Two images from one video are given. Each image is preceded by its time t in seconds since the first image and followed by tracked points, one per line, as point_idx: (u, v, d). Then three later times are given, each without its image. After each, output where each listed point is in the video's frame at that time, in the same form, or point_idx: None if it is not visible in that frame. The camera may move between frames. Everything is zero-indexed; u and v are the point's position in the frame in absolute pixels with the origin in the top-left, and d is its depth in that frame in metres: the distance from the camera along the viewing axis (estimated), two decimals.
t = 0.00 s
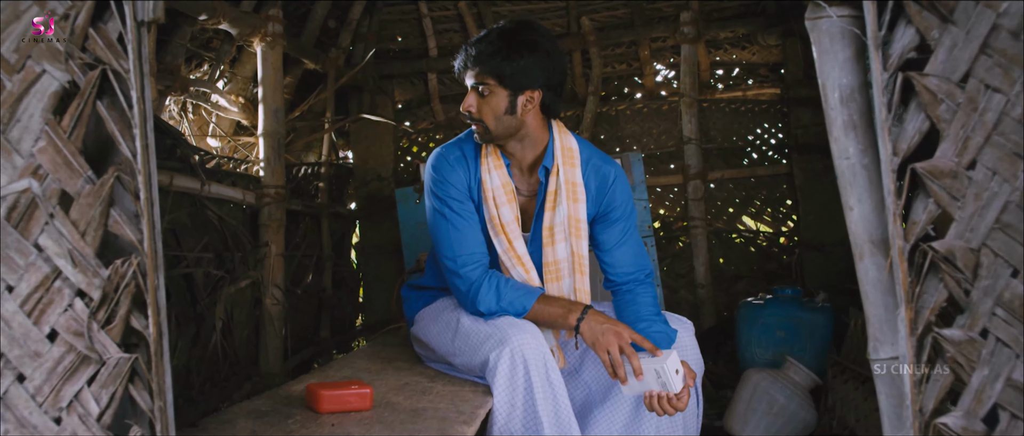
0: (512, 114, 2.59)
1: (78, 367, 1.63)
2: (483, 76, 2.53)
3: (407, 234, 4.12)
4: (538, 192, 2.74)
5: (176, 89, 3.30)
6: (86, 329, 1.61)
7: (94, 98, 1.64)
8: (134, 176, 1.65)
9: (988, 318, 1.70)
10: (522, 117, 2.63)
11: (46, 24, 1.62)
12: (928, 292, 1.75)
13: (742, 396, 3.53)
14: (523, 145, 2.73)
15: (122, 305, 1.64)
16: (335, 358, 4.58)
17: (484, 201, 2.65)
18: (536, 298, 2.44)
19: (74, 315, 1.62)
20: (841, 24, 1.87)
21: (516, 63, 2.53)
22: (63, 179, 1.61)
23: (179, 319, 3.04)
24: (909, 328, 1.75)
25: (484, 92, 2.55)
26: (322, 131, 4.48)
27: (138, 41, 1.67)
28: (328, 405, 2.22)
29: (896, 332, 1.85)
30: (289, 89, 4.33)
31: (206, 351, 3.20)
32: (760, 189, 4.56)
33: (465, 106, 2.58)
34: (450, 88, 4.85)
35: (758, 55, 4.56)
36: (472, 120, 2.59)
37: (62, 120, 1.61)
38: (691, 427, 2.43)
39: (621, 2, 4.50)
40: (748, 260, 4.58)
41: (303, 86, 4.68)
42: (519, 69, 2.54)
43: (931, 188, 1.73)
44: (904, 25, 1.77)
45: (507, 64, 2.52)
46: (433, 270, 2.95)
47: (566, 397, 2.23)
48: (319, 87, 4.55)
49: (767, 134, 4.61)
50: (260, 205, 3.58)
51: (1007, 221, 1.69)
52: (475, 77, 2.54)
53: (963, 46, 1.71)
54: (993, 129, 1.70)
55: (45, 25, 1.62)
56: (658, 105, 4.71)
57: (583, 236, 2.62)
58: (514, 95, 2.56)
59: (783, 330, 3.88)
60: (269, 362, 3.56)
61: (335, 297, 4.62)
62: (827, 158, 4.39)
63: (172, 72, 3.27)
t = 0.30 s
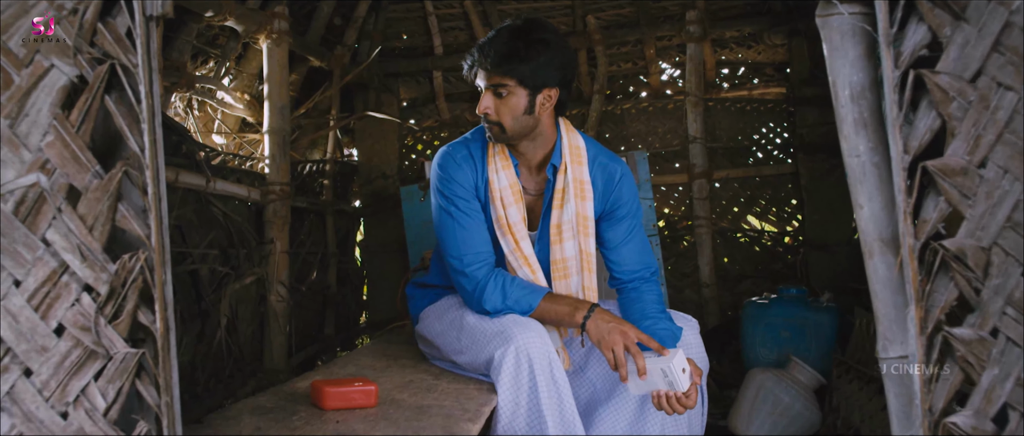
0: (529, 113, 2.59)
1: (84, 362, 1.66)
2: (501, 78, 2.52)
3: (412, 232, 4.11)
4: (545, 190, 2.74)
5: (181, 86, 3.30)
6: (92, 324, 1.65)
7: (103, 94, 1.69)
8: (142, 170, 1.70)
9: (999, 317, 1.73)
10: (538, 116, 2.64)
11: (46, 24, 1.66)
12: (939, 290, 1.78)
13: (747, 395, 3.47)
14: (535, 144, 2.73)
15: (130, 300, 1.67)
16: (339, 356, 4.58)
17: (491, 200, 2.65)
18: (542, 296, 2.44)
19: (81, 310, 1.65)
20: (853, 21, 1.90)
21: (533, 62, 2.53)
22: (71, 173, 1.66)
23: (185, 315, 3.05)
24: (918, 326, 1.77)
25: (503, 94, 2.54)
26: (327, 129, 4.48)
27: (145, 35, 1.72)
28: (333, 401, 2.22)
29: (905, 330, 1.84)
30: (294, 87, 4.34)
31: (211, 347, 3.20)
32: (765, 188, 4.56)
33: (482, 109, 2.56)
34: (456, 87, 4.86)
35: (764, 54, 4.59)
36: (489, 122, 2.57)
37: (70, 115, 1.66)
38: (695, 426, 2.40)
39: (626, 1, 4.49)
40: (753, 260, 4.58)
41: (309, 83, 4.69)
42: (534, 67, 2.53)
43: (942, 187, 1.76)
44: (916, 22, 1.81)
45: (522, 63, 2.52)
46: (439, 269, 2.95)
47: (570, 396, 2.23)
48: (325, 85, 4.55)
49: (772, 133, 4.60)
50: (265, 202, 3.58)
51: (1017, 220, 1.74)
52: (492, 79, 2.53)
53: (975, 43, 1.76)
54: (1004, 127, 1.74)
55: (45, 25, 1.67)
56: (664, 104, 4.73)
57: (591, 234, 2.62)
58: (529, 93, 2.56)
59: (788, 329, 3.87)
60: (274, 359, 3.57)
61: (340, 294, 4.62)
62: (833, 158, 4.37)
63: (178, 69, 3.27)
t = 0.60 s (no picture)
0: (542, 112, 2.56)
1: (83, 362, 1.56)
2: (512, 78, 2.46)
3: (404, 232, 4.11)
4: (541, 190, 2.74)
5: (174, 85, 3.29)
6: (92, 324, 1.55)
7: (102, 91, 1.59)
8: (140, 169, 1.60)
9: (1000, 316, 1.64)
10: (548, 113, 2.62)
11: (46, 24, 1.58)
12: (941, 289, 1.68)
13: (738, 397, 3.54)
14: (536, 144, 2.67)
15: (128, 299, 1.57)
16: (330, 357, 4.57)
17: (487, 202, 2.64)
18: (537, 297, 2.43)
19: (79, 310, 1.55)
20: (855, 20, 1.77)
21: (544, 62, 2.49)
22: (69, 171, 1.55)
23: (176, 316, 3.03)
24: (920, 324, 1.66)
25: (516, 94, 2.49)
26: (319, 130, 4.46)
27: (145, 32, 1.61)
28: (329, 402, 2.21)
29: (907, 328, 1.73)
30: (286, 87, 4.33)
31: (203, 348, 3.19)
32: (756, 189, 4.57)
33: (496, 113, 2.52)
34: (447, 87, 4.86)
35: (755, 55, 4.58)
36: (503, 127, 2.52)
37: (68, 113, 1.55)
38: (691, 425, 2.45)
39: (619, 2, 4.51)
40: (744, 261, 4.60)
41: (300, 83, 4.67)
42: (542, 65, 2.49)
43: (943, 186, 1.66)
44: (919, 20, 1.69)
45: (528, 58, 2.47)
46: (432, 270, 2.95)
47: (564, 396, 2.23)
48: (316, 85, 4.52)
49: (763, 134, 4.62)
50: (257, 202, 3.55)
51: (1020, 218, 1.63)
52: (502, 82, 2.47)
53: (977, 42, 1.65)
54: (1006, 126, 1.64)
55: (46, 25, 1.58)
56: (654, 105, 4.72)
57: (588, 233, 2.64)
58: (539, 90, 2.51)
59: (779, 329, 3.87)
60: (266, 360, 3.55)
61: (331, 295, 4.61)
62: (824, 158, 4.38)
63: (171, 68, 3.25)
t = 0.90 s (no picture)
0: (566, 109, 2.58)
1: (96, 361, 1.64)
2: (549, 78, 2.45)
3: (400, 233, 4.10)
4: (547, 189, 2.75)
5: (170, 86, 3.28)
6: (103, 323, 1.62)
7: (114, 88, 1.67)
8: (154, 166, 1.67)
9: (1016, 311, 1.72)
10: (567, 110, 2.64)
11: (47, 23, 1.64)
12: (958, 285, 1.76)
13: (736, 396, 3.43)
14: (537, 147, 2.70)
15: (142, 297, 1.65)
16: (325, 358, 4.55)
17: (492, 203, 2.64)
18: (541, 298, 2.43)
19: (91, 308, 1.62)
20: (870, 18, 1.89)
21: (571, 60, 2.50)
22: (81, 169, 1.63)
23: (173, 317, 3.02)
24: (938, 321, 1.75)
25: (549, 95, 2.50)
26: (314, 131, 4.45)
27: (157, 29, 1.70)
28: (332, 403, 2.20)
29: (924, 325, 1.80)
30: (281, 88, 4.28)
31: (200, 350, 3.18)
32: (750, 190, 4.59)
33: (526, 115, 2.51)
34: (441, 88, 4.86)
35: (749, 56, 4.59)
36: (534, 128, 2.52)
37: (80, 110, 1.63)
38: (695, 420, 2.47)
39: (613, 3, 4.53)
40: (739, 261, 4.61)
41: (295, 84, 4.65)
42: (569, 63, 2.50)
43: (961, 182, 1.75)
44: (935, 19, 1.78)
45: (562, 57, 2.47)
46: (431, 273, 2.94)
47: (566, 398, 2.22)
48: (311, 86, 4.50)
49: (757, 135, 4.64)
50: (253, 203, 3.56)
51: None
52: (540, 84, 2.46)
53: (993, 40, 1.74)
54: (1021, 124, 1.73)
55: (45, 25, 1.64)
56: (648, 106, 4.74)
57: (593, 231, 2.64)
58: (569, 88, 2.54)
59: (775, 330, 3.88)
60: (263, 361, 3.54)
61: (326, 296, 4.60)
62: (817, 159, 4.39)
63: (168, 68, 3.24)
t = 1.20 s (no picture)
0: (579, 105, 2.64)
1: (102, 362, 1.60)
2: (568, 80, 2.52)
3: (393, 235, 4.09)
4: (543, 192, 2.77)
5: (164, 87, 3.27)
6: (111, 324, 1.58)
7: (123, 87, 1.62)
8: (162, 166, 1.64)
9: None
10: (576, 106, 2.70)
11: (46, 24, 1.58)
12: (967, 285, 1.73)
13: (729, 399, 3.52)
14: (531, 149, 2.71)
15: (150, 298, 1.61)
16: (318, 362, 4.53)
17: (492, 209, 2.64)
18: (541, 299, 2.43)
19: (98, 309, 1.58)
20: (880, 19, 1.89)
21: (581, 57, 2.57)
22: (88, 169, 1.59)
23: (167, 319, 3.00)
24: (948, 320, 1.72)
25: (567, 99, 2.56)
26: (307, 133, 4.44)
27: (167, 28, 1.65)
28: (331, 405, 2.19)
29: (933, 325, 1.83)
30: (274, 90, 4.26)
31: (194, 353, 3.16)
32: (742, 193, 4.60)
33: (550, 117, 2.55)
34: (434, 91, 4.86)
35: (740, 60, 4.61)
36: (559, 129, 2.57)
37: (88, 109, 1.59)
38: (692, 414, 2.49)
39: (606, 7, 4.56)
40: (730, 264, 4.63)
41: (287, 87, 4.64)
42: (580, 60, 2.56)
43: (971, 183, 1.71)
44: (945, 20, 1.74)
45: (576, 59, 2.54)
46: (426, 278, 2.94)
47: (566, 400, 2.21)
48: (304, 89, 4.49)
49: (749, 139, 4.65)
50: (247, 206, 3.49)
51: None
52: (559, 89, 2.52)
53: (1003, 42, 1.71)
54: None
55: (45, 25, 1.58)
56: (641, 109, 4.74)
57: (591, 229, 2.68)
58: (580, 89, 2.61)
59: (768, 332, 3.87)
60: (257, 364, 3.52)
61: (319, 299, 4.58)
62: (810, 162, 4.39)
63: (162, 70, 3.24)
